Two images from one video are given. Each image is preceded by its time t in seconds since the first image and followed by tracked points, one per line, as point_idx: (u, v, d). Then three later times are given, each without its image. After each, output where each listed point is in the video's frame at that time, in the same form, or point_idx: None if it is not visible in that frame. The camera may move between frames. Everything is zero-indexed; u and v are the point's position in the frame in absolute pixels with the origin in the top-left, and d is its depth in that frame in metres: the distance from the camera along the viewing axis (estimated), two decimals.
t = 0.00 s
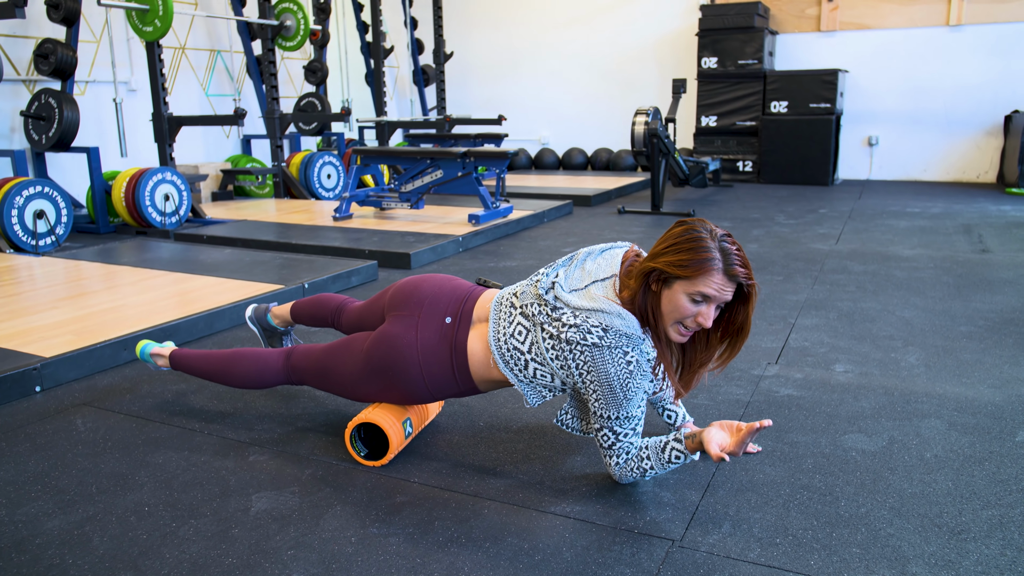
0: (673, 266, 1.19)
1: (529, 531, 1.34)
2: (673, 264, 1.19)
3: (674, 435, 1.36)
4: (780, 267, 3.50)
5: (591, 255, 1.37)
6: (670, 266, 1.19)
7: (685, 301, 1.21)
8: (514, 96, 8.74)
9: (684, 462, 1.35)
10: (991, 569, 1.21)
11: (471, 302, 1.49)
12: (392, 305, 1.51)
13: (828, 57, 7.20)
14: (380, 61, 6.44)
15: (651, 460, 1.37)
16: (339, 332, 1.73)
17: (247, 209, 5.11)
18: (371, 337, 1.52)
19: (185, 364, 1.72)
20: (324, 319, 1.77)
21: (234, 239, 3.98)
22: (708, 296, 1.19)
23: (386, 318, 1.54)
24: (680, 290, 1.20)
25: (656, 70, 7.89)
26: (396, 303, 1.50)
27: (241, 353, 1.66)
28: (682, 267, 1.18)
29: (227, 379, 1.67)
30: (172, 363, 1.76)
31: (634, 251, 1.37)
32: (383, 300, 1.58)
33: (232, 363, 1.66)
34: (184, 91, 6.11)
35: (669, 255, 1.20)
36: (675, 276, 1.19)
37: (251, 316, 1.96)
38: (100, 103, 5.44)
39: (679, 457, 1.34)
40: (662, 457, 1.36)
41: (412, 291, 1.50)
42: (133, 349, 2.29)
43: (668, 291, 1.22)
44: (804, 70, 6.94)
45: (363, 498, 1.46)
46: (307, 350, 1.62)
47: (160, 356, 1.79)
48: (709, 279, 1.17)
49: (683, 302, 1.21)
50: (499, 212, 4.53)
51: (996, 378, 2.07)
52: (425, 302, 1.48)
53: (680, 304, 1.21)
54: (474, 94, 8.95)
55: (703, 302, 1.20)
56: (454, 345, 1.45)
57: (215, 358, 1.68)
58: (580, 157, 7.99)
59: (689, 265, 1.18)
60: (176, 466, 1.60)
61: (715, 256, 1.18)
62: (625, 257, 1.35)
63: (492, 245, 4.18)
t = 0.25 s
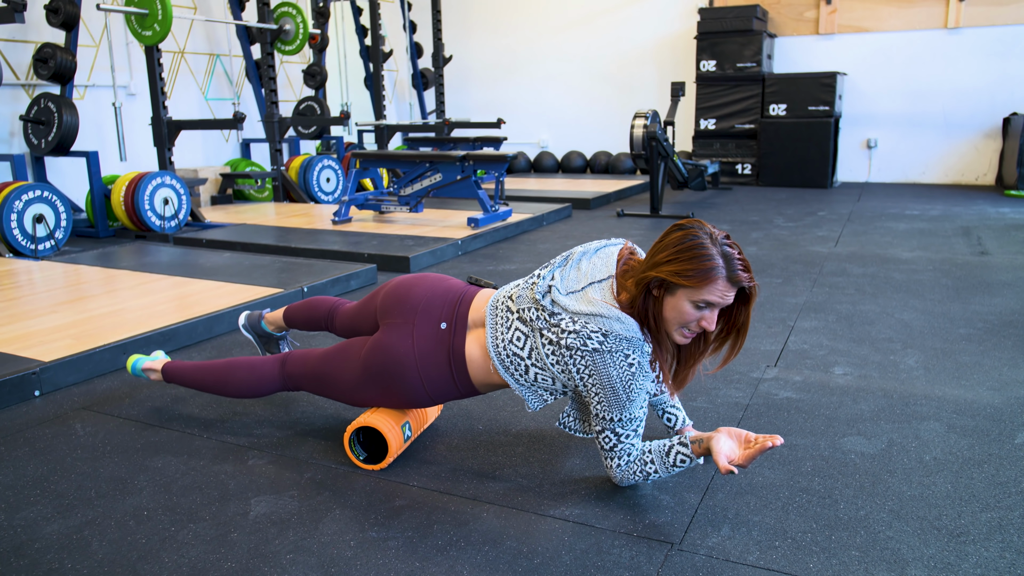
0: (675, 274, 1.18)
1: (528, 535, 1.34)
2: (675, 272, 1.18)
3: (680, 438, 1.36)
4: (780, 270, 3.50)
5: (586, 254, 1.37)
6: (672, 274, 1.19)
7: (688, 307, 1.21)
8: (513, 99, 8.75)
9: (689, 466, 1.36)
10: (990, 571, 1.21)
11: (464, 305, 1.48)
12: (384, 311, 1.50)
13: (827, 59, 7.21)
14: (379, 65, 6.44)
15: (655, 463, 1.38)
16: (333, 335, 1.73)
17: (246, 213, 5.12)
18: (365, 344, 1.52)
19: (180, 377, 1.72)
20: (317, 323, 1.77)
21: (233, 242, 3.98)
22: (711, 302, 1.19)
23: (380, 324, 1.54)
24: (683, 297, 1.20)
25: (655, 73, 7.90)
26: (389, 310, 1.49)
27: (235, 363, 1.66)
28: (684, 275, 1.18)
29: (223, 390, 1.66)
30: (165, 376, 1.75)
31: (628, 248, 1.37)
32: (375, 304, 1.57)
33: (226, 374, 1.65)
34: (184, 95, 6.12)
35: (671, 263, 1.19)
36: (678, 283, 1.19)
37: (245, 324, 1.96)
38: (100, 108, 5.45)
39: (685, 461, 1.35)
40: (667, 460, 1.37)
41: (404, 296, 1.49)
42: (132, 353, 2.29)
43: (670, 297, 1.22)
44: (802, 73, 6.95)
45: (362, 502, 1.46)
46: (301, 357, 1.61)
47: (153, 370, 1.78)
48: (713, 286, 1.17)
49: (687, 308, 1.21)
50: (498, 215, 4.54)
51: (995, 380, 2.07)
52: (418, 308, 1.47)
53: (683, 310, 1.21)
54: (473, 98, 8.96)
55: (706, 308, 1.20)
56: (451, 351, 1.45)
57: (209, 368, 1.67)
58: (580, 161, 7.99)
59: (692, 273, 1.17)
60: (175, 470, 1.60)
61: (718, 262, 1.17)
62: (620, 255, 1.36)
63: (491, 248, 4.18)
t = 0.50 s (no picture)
0: (681, 278, 1.19)
1: (528, 536, 1.34)
2: (680, 275, 1.19)
3: (682, 438, 1.36)
4: (779, 271, 3.50)
5: (584, 254, 1.37)
6: (677, 277, 1.19)
7: (693, 308, 1.22)
8: (512, 101, 8.76)
9: (692, 464, 1.36)
10: (990, 571, 1.21)
11: (458, 307, 1.48)
12: (378, 318, 1.49)
13: (827, 60, 7.21)
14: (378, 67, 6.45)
15: (657, 463, 1.37)
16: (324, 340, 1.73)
17: (246, 215, 5.12)
18: (361, 351, 1.51)
19: (169, 396, 1.70)
20: (306, 328, 1.76)
21: (233, 244, 3.98)
22: (716, 303, 1.20)
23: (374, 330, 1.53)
24: (688, 298, 1.21)
25: (655, 74, 7.90)
26: (382, 316, 1.49)
27: (224, 377, 1.65)
28: (690, 278, 1.18)
29: (216, 404, 1.66)
30: (154, 395, 1.74)
31: (626, 247, 1.38)
32: (366, 309, 1.57)
33: (217, 388, 1.64)
34: (183, 98, 6.13)
35: (675, 266, 1.19)
36: (684, 286, 1.19)
37: (235, 337, 1.96)
38: (99, 111, 5.45)
39: (687, 459, 1.35)
40: (670, 460, 1.37)
41: (396, 302, 1.48)
42: (131, 356, 2.29)
43: (674, 298, 1.22)
44: (802, 74, 6.95)
45: (362, 504, 1.46)
46: (294, 366, 1.60)
47: (142, 390, 1.77)
48: (718, 288, 1.18)
49: (692, 309, 1.22)
50: (498, 216, 4.54)
51: (995, 380, 2.07)
52: (412, 314, 1.47)
53: (688, 311, 1.22)
54: (473, 100, 8.96)
55: (711, 309, 1.21)
56: (449, 355, 1.45)
57: (198, 384, 1.66)
58: (579, 162, 8.00)
59: (698, 276, 1.18)
60: (175, 473, 1.60)
61: (723, 264, 1.18)
62: (619, 254, 1.36)
63: (491, 250, 4.18)
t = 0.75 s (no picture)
0: (684, 276, 1.19)
1: (528, 534, 1.34)
2: (683, 273, 1.19)
3: (683, 437, 1.37)
4: (779, 268, 3.50)
5: (587, 254, 1.37)
6: (680, 275, 1.20)
7: (697, 307, 1.22)
8: (511, 100, 8.76)
9: (692, 463, 1.37)
10: (991, 567, 1.21)
11: (464, 307, 1.48)
12: (383, 315, 1.49)
13: (825, 58, 7.22)
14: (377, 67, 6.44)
15: (658, 462, 1.38)
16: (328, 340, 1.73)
17: (245, 215, 5.12)
18: (365, 349, 1.51)
19: (169, 388, 1.69)
20: (311, 327, 1.77)
21: (233, 245, 3.98)
22: (719, 302, 1.21)
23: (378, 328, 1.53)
24: (692, 298, 1.21)
25: (654, 73, 7.90)
26: (387, 314, 1.49)
27: (226, 371, 1.64)
28: (693, 277, 1.19)
29: (216, 399, 1.65)
30: (153, 387, 1.72)
31: (628, 247, 1.38)
32: (372, 308, 1.57)
33: (218, 382, 1.63)
34: (182, 98, 6.13)
35: (678, 264, 1.20)
36: (687, 285, 1.20)
37: (239, 333, 1.94)
38: (98, 112, 5.45)
39: (688, 459, 1.36)
40: (671, 459, 1.37)
41: (402, 300, 1.48)
42: (131, 357, 2.29)
43: (677, 298, 1.23)
44: (800, 72, 6.95)
45: (362, 503, 1.46)
46: (297, 363, 1.60)
47: (140, 380, 1.75)
48: (721, 287, 1.19)
49: (695, 308, 1.22)
50: (497, 216, 4.54)
51: (995, 377, 2.07)
52: (418, 312, 1.47)
53: (692, 310, 1.22)
54: (472, 99, 8.96)
55: (715, 307, 1.21)
56: (453, 354, 1.45)
57: (199, 378, 1.65)
58: (579, 161, 8.00)
59: (701, 274, 1.18)
60: (176, 473, 1.60)
61: (726, 263, 1.19)
62: (621, 254, 1.36)
63: (490, 249, 4.18)
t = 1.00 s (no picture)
0: (702, 282, 1.19)
1: (529, 533, 1.34)
2: (701, 278, 1.19)
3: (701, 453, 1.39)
4: (781, 267, 3.50)
5: (606, 254, 1.39)
6: (698, 281, 1.19)
7: (714, 312, 1.21)
8: (512, 99, 8.75)
9: (705, 479, 1.39)
10: (993, 566, 1.20)
11: (483, 305, 1.48)
12: (402, 310, 1.50)
13: (826, 57, 7.21)
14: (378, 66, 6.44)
15: (670, 471, 1.40)
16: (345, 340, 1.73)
17: (247, 215, 5.12)
18: (382, 343, 1.51)
19: (190, 374, 1.71)
20: (329, 327, 1.78)
21: (234, 245, 3.98)
22: (737, 308, 1.21)
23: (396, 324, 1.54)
24: (709, 303, 1.21)
25: (654, 72, 7.90)
26: (405, 308, 1.49)
27: (245, 361, 1.65)
28: (711, 282, 1.19)
29: (234, 389, 1.66)
30: (175, 375, 1.74)
31: (649, 248, 1.38)
32: (390, 305, 1.58)
33: (236, 373, 1.64)
34: (183, 98, 6.13)
35: (696, 270, 1.20)
36: (705, 290, 1.19)
37: (252, 325, 1.96)
38: (100, 112, 5.46)
39: (701, 474, 1.38)
40: (684, 471, 1.40)
41: (421, 295, 1.49)
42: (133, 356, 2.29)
43: (694, 303, 1.22)
44: (801, 70, 6.95)
45: (363, 502, 1.46)
46: (314, 357, 1.61)
47: (162, 369, 1.78)
48: (738, 293, 1.18)
49: (712, 314, 1.22)
50: (498, 215, 4.54)
51: (997, 375, 2.07)
52: (436, 307, 1.47)
53: (709, 315, 1.22)
54: (473, 99, 8.96)
55: (732, 313, 1.21)
56: (469, 349, 1.44)
57: (218, 368, 1.67)
58: (579, 160, 7.99)
59: (719, 280, 1.18)
60: (177, 473, 1.60)
61: (745, 269, 1.18)
62: (640, 255, 1.37)
63: (491, 248, 4.18)
